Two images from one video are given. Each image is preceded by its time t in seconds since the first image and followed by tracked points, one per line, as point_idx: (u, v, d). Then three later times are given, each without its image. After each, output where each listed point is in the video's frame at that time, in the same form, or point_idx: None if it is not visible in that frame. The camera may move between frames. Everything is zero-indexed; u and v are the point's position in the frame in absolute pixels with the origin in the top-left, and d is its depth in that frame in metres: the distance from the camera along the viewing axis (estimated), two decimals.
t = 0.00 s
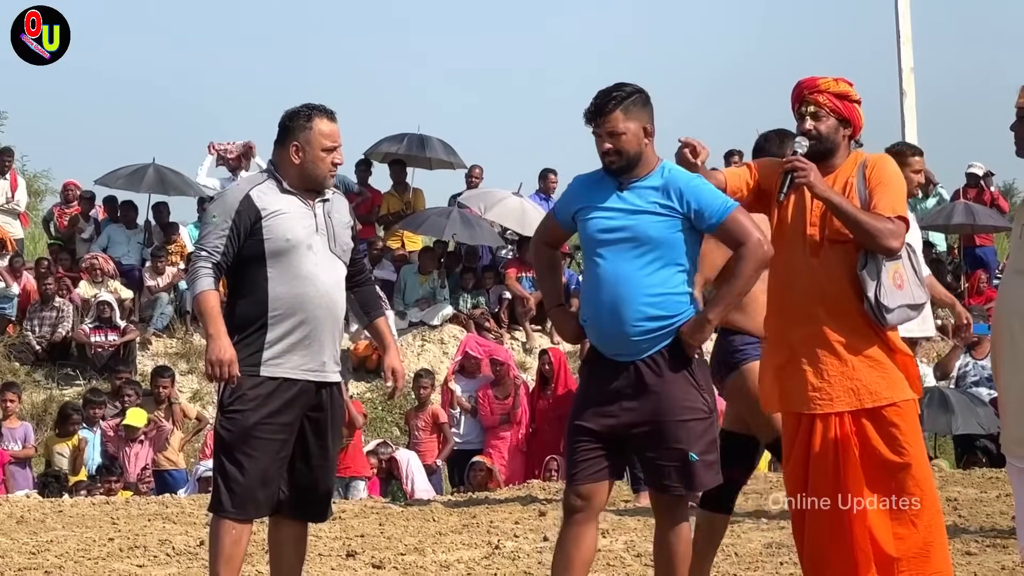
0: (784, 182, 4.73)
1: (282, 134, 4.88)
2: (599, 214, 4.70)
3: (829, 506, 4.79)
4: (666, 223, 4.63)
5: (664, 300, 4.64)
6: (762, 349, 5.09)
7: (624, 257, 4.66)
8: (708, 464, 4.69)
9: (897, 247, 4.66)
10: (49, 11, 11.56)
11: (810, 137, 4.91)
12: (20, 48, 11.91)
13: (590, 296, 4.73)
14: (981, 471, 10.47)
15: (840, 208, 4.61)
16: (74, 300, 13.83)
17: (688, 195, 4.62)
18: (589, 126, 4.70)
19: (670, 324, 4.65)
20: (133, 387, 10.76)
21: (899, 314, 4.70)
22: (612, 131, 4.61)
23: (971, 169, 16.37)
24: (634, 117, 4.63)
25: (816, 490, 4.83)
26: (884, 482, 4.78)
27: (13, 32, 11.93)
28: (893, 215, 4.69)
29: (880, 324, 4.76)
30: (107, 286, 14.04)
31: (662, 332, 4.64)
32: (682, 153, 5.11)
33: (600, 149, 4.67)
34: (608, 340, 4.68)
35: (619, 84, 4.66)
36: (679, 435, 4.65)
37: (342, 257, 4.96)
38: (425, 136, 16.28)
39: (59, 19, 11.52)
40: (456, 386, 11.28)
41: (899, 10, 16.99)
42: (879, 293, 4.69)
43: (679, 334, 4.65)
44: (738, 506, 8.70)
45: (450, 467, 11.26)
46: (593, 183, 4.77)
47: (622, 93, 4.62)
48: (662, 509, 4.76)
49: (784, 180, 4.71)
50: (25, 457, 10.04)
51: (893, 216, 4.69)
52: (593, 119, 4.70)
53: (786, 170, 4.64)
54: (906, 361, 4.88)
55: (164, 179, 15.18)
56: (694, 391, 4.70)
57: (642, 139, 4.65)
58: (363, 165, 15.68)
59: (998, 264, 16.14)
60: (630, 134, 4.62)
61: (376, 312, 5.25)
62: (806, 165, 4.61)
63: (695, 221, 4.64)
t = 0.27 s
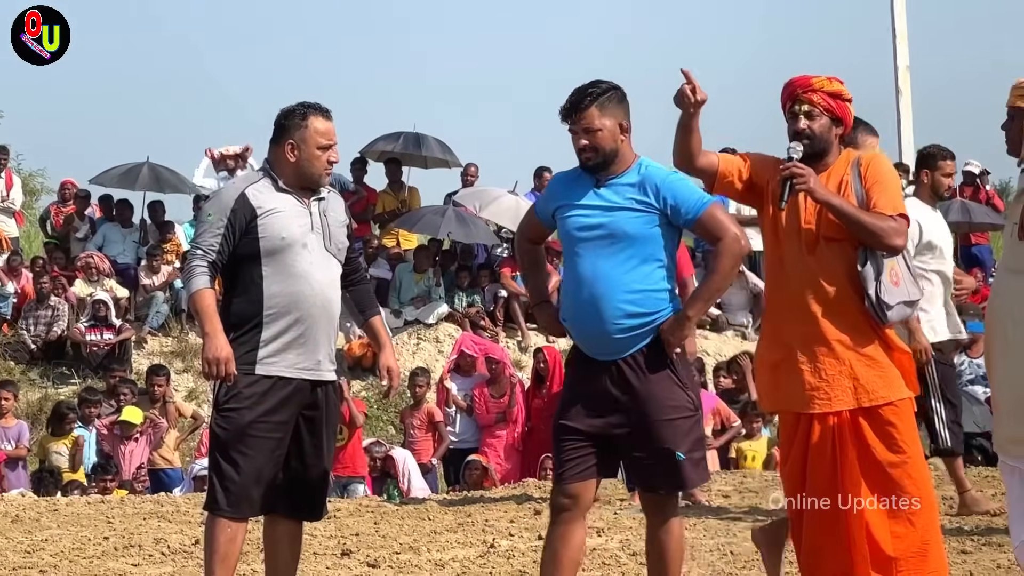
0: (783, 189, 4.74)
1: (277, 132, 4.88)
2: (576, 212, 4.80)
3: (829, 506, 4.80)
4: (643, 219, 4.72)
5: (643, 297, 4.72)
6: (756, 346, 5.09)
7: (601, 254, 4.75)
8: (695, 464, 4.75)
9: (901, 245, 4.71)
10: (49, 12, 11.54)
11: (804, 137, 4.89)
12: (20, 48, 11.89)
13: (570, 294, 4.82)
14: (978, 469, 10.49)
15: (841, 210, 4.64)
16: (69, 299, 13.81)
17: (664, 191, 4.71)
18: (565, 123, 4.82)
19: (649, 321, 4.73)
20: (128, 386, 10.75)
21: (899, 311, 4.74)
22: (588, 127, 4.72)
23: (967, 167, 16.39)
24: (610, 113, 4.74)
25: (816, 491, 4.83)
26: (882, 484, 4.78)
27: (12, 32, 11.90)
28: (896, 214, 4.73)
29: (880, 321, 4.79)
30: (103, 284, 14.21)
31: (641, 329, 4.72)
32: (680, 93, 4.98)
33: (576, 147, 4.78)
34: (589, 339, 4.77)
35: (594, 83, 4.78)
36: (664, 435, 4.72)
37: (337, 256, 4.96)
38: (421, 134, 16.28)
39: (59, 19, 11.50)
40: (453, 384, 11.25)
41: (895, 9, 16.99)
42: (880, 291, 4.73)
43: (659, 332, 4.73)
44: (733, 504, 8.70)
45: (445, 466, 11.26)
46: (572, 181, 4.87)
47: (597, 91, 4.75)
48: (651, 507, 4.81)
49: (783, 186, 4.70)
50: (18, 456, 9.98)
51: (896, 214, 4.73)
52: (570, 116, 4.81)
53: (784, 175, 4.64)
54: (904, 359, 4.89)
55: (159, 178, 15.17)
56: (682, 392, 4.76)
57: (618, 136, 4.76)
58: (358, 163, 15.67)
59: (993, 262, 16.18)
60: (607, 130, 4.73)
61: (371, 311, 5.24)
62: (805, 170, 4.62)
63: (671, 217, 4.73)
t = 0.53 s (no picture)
0: (787, 212, 4.80)
1: (274, 129, 4.90)
2: (545, 204, 4.84)
3: (829, 507, 4.81)
4: (614, 210, 4.75)
5: (613, 290, 4.76)
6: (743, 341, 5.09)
7: (570, 246, 4.78)
8: (660, 462, 4.78)
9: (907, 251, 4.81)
10: (50, 12, 11.56)
11: (798, 152, 4.88)
12: (20, 48, 11.91)
13: (538, 287, 4.84)
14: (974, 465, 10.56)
15: (846, 223, 4.74)
16: (65, 296, 13.77)
17: (636, 183, 4.76)
18: (536, 116, 4.87)
19: (618, 315, 4.76)
20: (125, 382, 10.75)
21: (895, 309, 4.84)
22: (559, 120, 4.78)
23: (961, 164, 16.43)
24: (580, 106, 4.80)
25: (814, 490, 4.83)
26: (876, 482, 4.84)
27: (12, 32, 11.92)
28: (898, 219, 4.83)
29: (879, 321, 4.85)
30: (99, 282, 14.15)
31: (610, 322, 4.76)
32: (681, 57, 4.99)
33: (548, 140, 4.82)
34: (556, 332, 4.80)
35: (566, 76, 4.83)
36: (635, 432, 4.76)
37: (333, 252, 4.97)
38: (417, 131, 16.29)
39: (59, 19, 11.51)
40: (449, 380, 11.21)
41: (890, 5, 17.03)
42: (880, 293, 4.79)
43: (627, 326, 4.76)
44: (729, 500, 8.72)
45: (441, 462, 11.28)
46: (541, 175, 4.90)
47: (568, 84, 4.80)
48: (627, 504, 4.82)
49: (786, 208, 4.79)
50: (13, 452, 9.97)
51: (898, 219, 4.83)
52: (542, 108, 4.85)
53: (788, 198, 4.75)
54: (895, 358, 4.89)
55: (155, 174, 15.18)
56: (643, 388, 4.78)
57: (589, 129, 4.81)
58: (354, 160, 15.68)
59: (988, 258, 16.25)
60: (578, 123, 4.78)
61: (368, 307, 5.26)
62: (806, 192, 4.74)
63: (639, 209, 4.77)
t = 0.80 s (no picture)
0: (794, 221, 4.90)
1: (269, 126, 4.90)
2: (510, 200, 4.82)
3: (829, 506, 4.95)
4: (581, 206, 4.74)
5: (579, 286, 4.75)
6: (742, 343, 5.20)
7: (534, 242, 4.76)
8: (622, 461, 4.79)
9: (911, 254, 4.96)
10: (50, 12, 11.54)
11: (807, 157, 4.98)
12: (20, 48, 11.89)
13: (501, 282, 4.83)
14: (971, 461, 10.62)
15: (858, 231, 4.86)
16: (61, 293, 13.73)
17: (604, 181, 4.76)
18: (504, 113, 4.84)
19: (583, 311, 4.76)
20: (121, 380, 10.73)
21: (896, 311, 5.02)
22: (530, 118, 4.76)
23: (956, 160, 16.46)
24: (550, 104, 4.78)
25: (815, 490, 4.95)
26: (869, 482, 4.87)
27: (12, 32, 11.90)
28: (903, 223, 4.98)
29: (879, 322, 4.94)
30: (95, 279, 14.13)
31: (575, 319, 4.75)
32: (705, 95, 4.94)
33: (519, 138, 4.80)
34: (518, 328, 4.79)
35: (537, 74, 4.82)
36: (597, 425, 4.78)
37: (329, 250, 4.96)
38: (413, 128, 16.28)
39: (59, 19, 11.50)
40: (446, 377, 11.31)
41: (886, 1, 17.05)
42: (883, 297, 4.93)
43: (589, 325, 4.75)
44: (725, 497, 8.72)
45: (438, 459, 11.29)
46: (507, 172, 4.88)
47: (538, 81, 4.78)
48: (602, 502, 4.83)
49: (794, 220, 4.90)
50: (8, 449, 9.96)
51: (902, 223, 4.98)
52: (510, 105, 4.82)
53: (798, 208, 4.85)
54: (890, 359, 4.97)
55: (151, 172, 15.16)
56: (603, 386, 4.80)
57: (558, 127, 4.80)
58: (350, 157, 15.67)
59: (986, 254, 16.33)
60: (548, 121, 4.77)
61: (365, 305, 5.25)
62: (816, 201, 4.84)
63: (606, 207, 4.77)
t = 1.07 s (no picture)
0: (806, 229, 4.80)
1: (263, 125, 4.89)
2: (475, 198, 4.79)
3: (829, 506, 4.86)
4: (546, 207, 4.71)
5: (540, 286, 4.72)
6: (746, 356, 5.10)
7: (499, 241, 4.73)
8: (583, 457, 4.71)
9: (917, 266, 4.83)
10: (50, 12, 11.51)
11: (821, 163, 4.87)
12: (20, 48, 11.86)
13: (464, 279, 4.80)
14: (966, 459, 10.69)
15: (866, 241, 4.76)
16: (55, 290, 13.68)
17: (571, 182, 4.72)
18: (479, 111, 4.80)
19: (542, 309, 4.72)
20: (116, 377, 10.70)
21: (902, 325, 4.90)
22: (503, 118, 4.72)
23: (950, 157, 16.47)
24: (523, 104, 4.74)
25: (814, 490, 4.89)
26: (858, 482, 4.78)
27: (12, 32, 11.87)
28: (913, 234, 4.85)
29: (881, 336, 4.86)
30: (89, 276, 14.09)
31: (531, 316, 4.72)
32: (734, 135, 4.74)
33: (491, 138, 4.74)
34: (479, 325, 4.77)
35: (512, 73, 4.78)
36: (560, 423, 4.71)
37: (324, 246, 4.95)
38: (407, 124, 16.26)
39: (59, 19, 11.47)
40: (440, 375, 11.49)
41: None
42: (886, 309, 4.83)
43: (548, 325, 4.71)
44: (719, 494, 8.73)
45: (432, 457, 11.29)
46: (478, 170, 4.85)
47: (512, 81, 4.75)
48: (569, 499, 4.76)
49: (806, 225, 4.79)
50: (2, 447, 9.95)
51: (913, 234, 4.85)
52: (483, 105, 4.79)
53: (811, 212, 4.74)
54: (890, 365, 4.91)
55: (145, 169, 15.13)
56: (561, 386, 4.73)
57: (531, 127, 4.76)
58: (345, 154, 15.65)
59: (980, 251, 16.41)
60: (521, 121, 4.73)
61: (361, 301, 5.25)
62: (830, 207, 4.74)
63: (571, 209, 4.72)
